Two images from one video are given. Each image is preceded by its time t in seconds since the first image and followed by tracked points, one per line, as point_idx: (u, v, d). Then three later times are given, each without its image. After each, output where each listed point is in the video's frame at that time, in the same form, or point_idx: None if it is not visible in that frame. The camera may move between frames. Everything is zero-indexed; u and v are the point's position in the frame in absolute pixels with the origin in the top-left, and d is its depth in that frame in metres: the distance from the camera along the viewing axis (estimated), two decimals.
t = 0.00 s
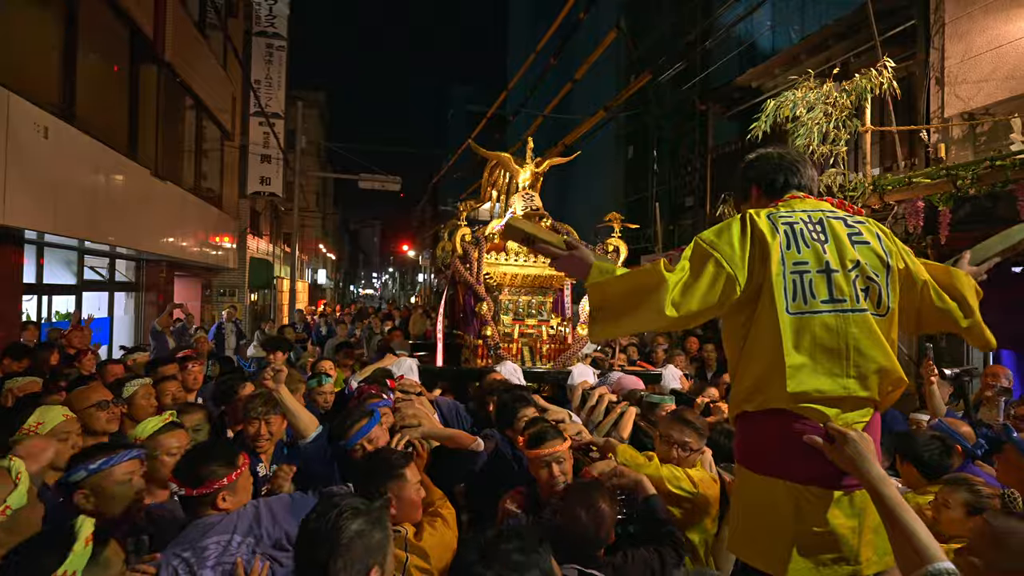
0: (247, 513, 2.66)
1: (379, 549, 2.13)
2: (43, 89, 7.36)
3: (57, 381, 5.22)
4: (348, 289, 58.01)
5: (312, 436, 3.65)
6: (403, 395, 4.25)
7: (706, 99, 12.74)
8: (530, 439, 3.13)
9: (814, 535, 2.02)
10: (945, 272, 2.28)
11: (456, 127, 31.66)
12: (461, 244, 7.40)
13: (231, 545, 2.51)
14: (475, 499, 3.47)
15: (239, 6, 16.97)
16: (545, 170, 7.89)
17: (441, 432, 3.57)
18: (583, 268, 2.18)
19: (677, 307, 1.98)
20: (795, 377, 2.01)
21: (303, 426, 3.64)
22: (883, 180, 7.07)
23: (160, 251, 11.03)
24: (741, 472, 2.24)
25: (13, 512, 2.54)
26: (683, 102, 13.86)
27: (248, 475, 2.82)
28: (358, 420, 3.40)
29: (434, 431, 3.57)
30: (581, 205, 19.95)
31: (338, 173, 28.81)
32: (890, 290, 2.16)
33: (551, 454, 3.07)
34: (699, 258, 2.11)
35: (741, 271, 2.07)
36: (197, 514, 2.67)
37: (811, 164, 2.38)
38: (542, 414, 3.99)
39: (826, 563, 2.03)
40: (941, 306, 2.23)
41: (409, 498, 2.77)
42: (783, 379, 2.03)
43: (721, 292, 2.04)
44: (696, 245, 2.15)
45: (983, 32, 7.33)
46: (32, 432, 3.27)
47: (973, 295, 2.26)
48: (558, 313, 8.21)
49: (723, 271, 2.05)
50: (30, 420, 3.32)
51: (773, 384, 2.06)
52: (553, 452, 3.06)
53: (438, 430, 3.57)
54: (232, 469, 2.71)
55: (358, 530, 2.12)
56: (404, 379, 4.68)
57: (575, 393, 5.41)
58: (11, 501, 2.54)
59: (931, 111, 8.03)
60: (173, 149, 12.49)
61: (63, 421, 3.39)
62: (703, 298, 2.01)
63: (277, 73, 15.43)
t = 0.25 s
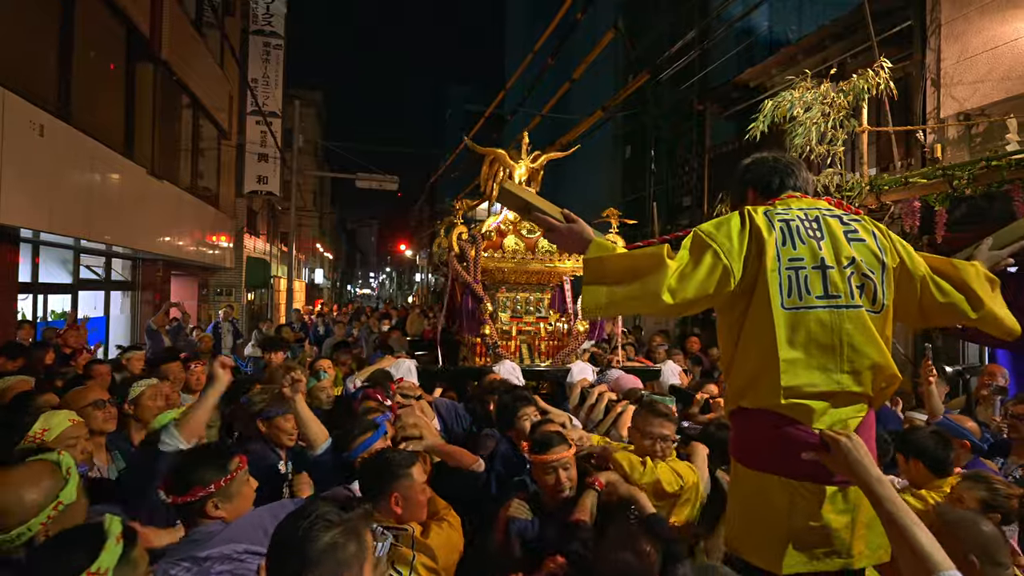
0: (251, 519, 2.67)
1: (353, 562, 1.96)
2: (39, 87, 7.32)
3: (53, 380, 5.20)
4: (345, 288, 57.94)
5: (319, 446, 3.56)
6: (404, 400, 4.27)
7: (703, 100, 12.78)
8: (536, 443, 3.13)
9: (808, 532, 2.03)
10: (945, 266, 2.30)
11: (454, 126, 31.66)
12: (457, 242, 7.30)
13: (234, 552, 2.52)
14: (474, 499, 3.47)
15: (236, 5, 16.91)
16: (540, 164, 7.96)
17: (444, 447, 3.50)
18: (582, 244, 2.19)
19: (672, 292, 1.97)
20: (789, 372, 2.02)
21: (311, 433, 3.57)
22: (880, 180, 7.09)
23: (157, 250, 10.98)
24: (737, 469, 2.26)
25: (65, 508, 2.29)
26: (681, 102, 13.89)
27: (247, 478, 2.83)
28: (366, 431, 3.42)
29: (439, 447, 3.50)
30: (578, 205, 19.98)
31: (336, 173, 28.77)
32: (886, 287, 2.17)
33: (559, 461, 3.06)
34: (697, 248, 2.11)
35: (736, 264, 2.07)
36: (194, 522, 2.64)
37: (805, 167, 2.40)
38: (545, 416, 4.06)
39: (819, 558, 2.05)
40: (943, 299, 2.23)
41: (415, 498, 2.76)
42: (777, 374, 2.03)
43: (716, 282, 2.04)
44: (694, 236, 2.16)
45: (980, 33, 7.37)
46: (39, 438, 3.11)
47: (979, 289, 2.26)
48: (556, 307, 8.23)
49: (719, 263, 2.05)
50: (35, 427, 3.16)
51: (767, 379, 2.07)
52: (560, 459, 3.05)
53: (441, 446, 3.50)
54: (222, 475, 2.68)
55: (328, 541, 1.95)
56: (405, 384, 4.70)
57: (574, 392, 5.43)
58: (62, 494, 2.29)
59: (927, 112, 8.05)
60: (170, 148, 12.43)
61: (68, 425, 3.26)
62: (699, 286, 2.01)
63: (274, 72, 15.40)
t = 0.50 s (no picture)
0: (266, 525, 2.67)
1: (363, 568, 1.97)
2: (37, 87, 7.31)
3: (52, 380, 5.18)
4: (343, 289, 57.88)
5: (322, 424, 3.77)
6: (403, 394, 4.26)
7: (702, 100, 12.79)
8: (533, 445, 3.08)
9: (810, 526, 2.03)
10: (941, 268, 2.32)
11: (452, 127, 31.65)
12: (459, 243, 7.42)
13: (244, 556, 2.52)
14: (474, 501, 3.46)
15: (235, 5, 16.89)
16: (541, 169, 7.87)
17: (444, 428, 3.65)
18: (583, 251, 2.18)
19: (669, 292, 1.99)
20: (790, 372, 2.03)
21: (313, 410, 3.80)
22: (879, 180, 7.11)
23: (155, 251, 10.96)
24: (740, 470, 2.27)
25: (35, 500, 2.49)
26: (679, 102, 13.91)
27: (253, 483, 2.78)
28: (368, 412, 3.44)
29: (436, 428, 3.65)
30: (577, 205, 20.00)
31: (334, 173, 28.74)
32: (885, 286, 2.18)
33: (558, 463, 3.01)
34: (696, 250, 2.13)
35: (735, 266, 2.08)
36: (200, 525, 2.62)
37: (802, 167, 2.41)
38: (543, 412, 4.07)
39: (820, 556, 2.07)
40: (938, 301, 2.25)
41: (418, 498, 2.76)
42: (777, 373, 2.04)
43: (715, 285, 2.05)
44: (692, 239, 2.17)
45: (978, 34, 7.39)
46: (38, 440, 3.02)
47: (974, 291, 2.27)
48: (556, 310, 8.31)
49: (718, 265, 2.06)
50: (35, 428, 3.06)
51: (768, 378, 2.07)
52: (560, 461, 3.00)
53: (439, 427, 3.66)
54: (230, 478, 2.66)
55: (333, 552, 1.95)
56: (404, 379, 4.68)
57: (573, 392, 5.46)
58: (32, 490, 2.51)
59: (926, 112, 8.06)
60: (168, 148, 12.40)
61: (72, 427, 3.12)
62: (699, 289, 2.02)
63: (273, 72, 15.39)
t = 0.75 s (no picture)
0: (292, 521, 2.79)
1: None
2: (35, 86, 7.30)
3: (50, 379, 5.18)
4: (341, 288, 57.83)
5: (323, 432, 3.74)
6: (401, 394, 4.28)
7: (700, 99, 12.81)
8: (517, 445, 3.14)
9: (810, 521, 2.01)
10: (933, 271, 2.34)
11: (451, 126, 31.64)
12: (458, 238, 7.37)
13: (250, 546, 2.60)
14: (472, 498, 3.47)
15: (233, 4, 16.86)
16: (541, 164, 7.86)
17: (442, 433, 3.67)
18: (582, 250, 2.20)
19: (666, 295, 2.00)
20: (786, 373, 2.04)
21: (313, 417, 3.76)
22: (876, 180, 7.13)
23: (154, 250, 10.96)
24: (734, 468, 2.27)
25: (51, 498, 2.27)
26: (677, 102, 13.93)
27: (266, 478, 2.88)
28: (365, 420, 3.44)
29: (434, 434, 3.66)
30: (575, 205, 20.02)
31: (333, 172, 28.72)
32: (880, 286, 2.19)
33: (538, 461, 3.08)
34: (692, 251, 2.13)
35: (732, 267, 2.08)
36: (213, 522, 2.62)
37: (804, 160, 2.40)
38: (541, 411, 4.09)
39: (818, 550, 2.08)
40: (929, 304, 2.28)
41: (401, 495, 2.73)
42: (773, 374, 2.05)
43: (712, 288, 2.06)
44: (688, 240, 2.17)
45: (975, 34, 7.42)
46: (25, 441, 3.05)
47: (964, 293, 2.30)
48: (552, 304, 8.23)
49: (715, 267, 2.07)
50: (22, 429, 3.10)
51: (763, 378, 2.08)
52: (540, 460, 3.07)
53: (438, 433, 3.67)
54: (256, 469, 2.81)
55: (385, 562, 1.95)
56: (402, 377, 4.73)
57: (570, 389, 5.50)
58: (47, 486, 2.27)
59: (923, 112, 8.08)
60: (166, 147, 12.39)
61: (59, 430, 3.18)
62: (696, 291, 2.03)
63: (271, 72, 15.37)
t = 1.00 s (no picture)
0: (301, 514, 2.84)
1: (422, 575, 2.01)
2: (33, 86, 7.30)
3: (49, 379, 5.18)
4: (340, 288, 57.75)
5: (312, 429, 3.65)
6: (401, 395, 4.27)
7: (698, 100, 12.85)
8: (520, 459, 3.12)
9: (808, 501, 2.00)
10: (926, 276, 2.35)
11: (449, 126, 31.65)
12: (454, 244, 7.48)
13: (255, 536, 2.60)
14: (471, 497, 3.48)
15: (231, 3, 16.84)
16: (534, 168, 7.83)
17: (440, 429, 3.65)
18: (582, 248, 2.20)
19: (665, 295, 2.01)
20: (782, 375, 2.05)
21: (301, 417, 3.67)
22: (873, 180, 7.16)
23: (152, 250, 10.95)
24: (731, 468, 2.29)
25: (101, 501, 2.33)
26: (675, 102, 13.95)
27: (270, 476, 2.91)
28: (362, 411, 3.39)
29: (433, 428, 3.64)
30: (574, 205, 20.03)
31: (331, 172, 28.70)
32: (875, 290, 2.20)
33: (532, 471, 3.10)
34: (691, 251, 2.14)
35: (730, 269, 2.09)
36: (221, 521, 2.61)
37: (808, 159, 2.40)
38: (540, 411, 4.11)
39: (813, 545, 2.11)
40: (922, 308, 2.29)
41: (388, 499, 2.71)
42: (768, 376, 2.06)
43: (711, 288, 2.07)
44: (688, 240, 2.18)
45: (971, 35, 7.44)
46: (38, 441, 3.11)
47: (956, 298, 2.31)
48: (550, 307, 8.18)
49: (714, 268, 2.08)
50: (36, 428, 3.16)
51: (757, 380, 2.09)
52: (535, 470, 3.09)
53: (436, 427, 3.66)
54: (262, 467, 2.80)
55: (401, 554, 2.00)
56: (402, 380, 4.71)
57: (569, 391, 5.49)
58: (97, 489, 2.34)
59: (920, 113, 8.12)
60: (164, 147, 12.38)
61: (70, 429, 3.21)
62: (695, 292, 2.04)
63: (269, 71, 15.35)
